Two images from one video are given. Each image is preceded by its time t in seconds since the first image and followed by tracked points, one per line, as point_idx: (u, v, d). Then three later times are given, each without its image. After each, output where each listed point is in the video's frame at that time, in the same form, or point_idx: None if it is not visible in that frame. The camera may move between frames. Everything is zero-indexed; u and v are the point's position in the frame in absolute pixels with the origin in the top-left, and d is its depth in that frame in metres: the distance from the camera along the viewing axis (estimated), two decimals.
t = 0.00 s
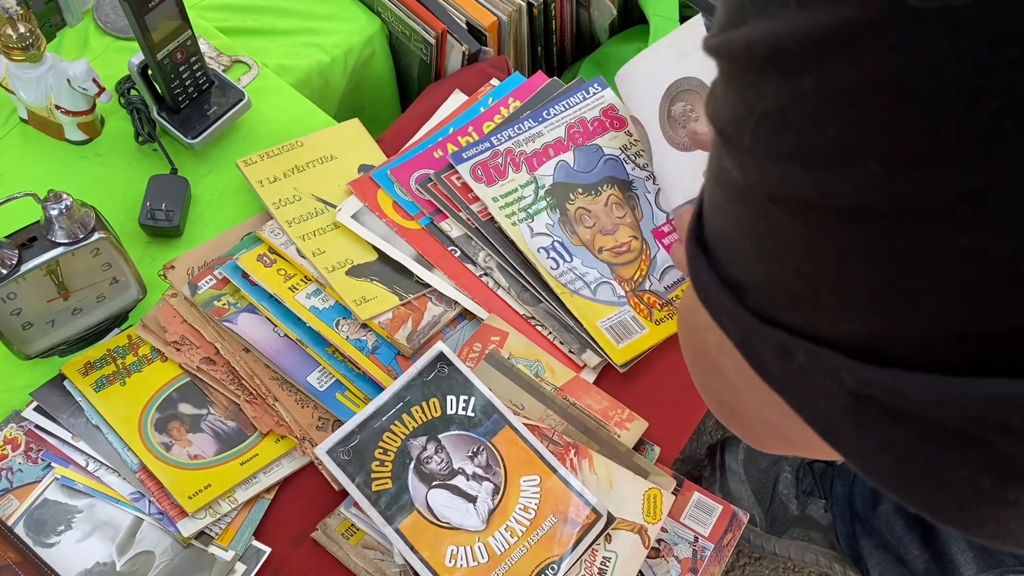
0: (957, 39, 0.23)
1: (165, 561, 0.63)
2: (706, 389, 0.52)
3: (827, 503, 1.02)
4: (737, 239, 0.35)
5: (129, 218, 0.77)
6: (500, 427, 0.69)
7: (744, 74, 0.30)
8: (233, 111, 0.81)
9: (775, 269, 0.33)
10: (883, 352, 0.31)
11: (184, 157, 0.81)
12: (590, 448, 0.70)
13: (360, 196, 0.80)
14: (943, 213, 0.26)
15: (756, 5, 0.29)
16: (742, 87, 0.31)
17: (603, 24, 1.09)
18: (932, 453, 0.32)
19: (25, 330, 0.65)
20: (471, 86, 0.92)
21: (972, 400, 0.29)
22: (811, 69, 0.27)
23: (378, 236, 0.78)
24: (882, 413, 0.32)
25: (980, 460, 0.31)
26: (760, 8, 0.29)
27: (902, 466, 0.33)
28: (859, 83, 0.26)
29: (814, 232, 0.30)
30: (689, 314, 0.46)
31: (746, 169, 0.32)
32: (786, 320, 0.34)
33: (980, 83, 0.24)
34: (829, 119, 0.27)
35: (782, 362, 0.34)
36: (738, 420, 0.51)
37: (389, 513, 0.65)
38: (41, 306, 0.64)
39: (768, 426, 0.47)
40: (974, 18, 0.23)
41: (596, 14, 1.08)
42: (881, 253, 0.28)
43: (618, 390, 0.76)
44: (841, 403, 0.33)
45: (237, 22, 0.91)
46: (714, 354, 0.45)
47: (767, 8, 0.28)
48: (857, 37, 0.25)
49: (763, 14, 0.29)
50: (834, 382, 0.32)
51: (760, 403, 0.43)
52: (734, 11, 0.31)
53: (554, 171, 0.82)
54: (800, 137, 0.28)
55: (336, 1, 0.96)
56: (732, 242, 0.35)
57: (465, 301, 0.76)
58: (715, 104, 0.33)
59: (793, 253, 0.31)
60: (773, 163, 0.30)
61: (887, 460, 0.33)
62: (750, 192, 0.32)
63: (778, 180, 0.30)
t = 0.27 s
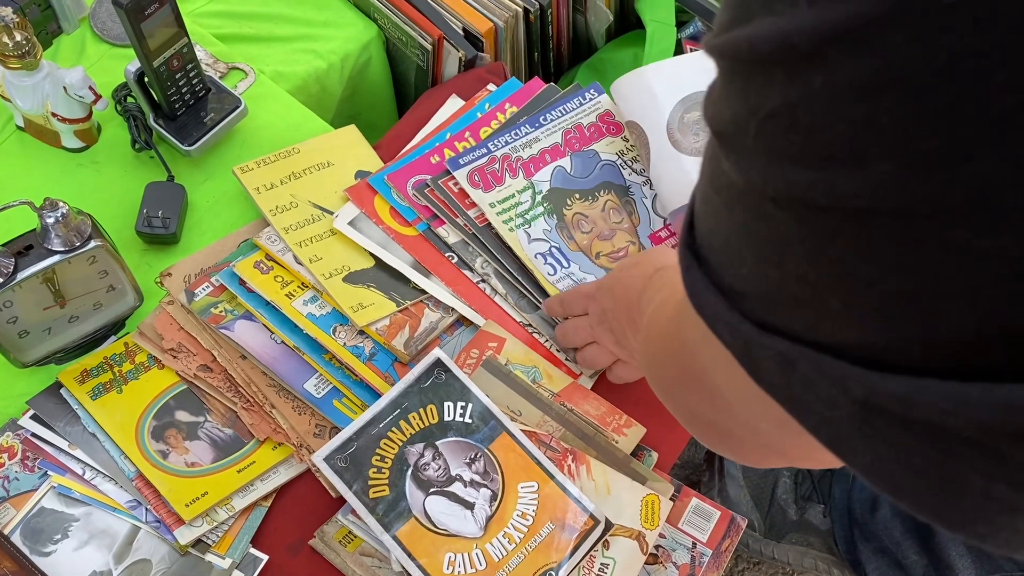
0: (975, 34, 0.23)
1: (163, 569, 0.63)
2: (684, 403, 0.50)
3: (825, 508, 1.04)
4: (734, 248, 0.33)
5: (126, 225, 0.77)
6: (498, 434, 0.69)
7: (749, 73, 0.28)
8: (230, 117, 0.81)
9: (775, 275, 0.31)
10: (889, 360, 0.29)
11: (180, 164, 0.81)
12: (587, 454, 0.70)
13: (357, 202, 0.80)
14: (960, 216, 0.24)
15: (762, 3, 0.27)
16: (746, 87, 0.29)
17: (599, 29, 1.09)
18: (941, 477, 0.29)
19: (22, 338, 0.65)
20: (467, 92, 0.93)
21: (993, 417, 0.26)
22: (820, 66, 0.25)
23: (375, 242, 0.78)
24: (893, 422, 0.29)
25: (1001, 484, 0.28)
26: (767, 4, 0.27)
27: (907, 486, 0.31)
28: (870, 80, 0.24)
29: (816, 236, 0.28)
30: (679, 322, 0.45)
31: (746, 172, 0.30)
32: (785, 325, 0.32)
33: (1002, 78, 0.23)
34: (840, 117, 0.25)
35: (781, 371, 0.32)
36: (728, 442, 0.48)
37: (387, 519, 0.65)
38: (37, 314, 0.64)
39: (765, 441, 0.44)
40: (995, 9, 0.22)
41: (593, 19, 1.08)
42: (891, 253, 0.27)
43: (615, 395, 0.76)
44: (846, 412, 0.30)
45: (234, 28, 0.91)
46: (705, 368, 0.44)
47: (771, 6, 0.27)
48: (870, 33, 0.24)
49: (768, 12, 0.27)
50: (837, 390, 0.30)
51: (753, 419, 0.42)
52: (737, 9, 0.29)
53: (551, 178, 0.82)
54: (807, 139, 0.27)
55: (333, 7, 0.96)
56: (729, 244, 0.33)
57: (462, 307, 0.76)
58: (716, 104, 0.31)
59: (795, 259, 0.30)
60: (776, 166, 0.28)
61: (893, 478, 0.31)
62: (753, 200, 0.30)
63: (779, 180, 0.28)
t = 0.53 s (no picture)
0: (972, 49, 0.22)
1: (160, 572, 0.63)
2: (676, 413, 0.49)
3: (824, 509, 1.04)
4: (730, 260, 0.32)
5: (123, 228, 0.77)
6: (495, 435, 0.69)
7: (746, 91, 0.28)
8: (227, 121, 0.82)
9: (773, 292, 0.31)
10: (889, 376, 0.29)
11: (177, 166, 0.81)
12: (585, 455, 0.70)
13: (354, 206, 0.81)
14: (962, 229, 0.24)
15: (758, 18, 0.27)
16: (745, 103, 0.28)
17: (596, 32, 1.10)
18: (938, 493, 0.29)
19: (20, 341, 0.65)
20: (464, 95, 0.93)
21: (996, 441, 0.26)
22: (820, 83, 0.25)
23: (372, 245, 0.78)
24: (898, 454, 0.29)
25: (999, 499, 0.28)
26: (763, 20, 0.27)
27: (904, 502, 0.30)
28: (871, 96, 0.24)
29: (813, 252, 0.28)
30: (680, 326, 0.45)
31: (743, 184, 0.30)
32: (788, 348, 0.31)
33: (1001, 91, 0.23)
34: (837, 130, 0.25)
35: (785, 401, 0.31)
36: (722, 453, 0.48)
37: (384, 521, 0.65)
38: (34, 316, 0.64)
39: (758, 457, 0.44)
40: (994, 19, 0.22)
41: (590, 21, 1.08)
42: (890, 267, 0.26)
43: (614, 394, 0.76)
44: (853, 444, 0.30)
45: (231, 32, 0.91)
46: (701, 375, 0.43)
47: (769, 21, 0.26)
48: (871, 49, 0.24)
49: (765, 28, 0.27)
50: (844, 423, 0.29)
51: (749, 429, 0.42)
52: (734, 23, 0.28)
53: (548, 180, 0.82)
54: (807, 153, 0.26)
55: (330, 10, 0.96)
56: (726, 262, 0.33)
57: (459, 310, 0.76)
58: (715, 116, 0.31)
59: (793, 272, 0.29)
60: (770, 180, 0.28)
61: (892, 494, 0.30)
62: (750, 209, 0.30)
63: (776, 196, 0.28)
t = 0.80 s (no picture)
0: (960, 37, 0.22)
1: (160, 571, 0.63)
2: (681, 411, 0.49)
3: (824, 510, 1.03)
4: (733, 261, 0.33)
5: (123, 228, 0.77)
6: (494, 435, 0.69)
7: (739, 84, 0.28)
8: (226, 122, 0.82)
9: (767, 293, 0.32)
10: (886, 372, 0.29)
11: (177, 167, 0.81)
12: (583, 454, 0.70)
13: (353, 207, 0.81)
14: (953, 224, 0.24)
15: (748, 9, 0.27)
16: (738, 97, 0.29)
17: (595, 33, 1.10)
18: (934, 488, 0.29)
19: (20, 341, 0.65)
20: (463, 96, 0.93)
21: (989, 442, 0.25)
22: (810, 76, 0.25)
23: (371, 245, 0.79)
24: (891, 456, 0.29)
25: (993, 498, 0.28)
26: (754, 11, 0.27)
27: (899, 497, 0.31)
28: (858, 86, 0.24)
29: (808, 251, 0.29)
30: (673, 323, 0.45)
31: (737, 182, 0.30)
32: (782, 346, 0.32)
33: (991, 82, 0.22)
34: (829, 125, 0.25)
35: (777, 402, 0.32)
36: (721, 452, 0.48)
37: (384, 520, 0.65)
38: (34, 316, 0.64)
39: (754, 459, 0.44)
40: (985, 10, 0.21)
41: (588, 23, 1.09)
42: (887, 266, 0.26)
43: (613, 395, 0.76)
44: (844, 445, 0.31)
45: (231, 33, 0.92)
46: (695, 380, 0.44)
47: (759, 12, 0.26)
48: (859, 37, 0.23)
49: (757, 18, 0.27)
50: (834, 423, 0.30)
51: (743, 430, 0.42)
52: (726, 18, 0.29)
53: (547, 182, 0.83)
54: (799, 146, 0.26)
55: (329, 12, 0.96)
56: (725, 268, 0.34)
57: (458, 310, 0.76)
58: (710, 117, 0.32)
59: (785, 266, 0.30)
60: (766, 175, 0.29)
61: (887, 491, 0.31)
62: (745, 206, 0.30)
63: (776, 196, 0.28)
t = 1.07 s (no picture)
0: (956, 30, 0.22)
1: (160, 570, 0.64)
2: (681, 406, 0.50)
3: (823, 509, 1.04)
4: (727, 261, 0.33)
5: (124, 229, 0.78)
6: (492, 435, 0.70)
7: (736, 80, 0.29)
8: (226, 123, 0.82)
9: (764, 288, 0.31)
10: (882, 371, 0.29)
11: (177, 169, 0.81)
12: (581, 454, 0.70)
13: (353, 207, 0.81)
14: (946, 218, 0.24)
15: (744, 4, 0.28)
16: (734, 94, 0.29)
17: (595, 35, 1.10)
18: (929, 488, 0.29)
19: (21, 341, 0.66)
20: (463, 97, 0.93)
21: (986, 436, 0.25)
22: (805, 69, 0.25)
23: (370, 246, 0.79)
24: (889, 457, 0.29)
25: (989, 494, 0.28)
26: (752, 8, 0.27)
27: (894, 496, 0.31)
28: (852, 79, 0.24)
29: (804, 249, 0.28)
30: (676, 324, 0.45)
31: (733, 177, 0.30)
32: (778, 344, 0.32)
33: (988, 72, 0.22)
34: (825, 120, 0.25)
35: (774, 401, 0.32)
36: (719, 452, 0.48)
37: (383, 519, 0.65)
38: (35, 317, 0.65)
39: (750, 460, 0.44)
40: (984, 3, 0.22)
41: (588, 25, 1.09)
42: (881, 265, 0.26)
43: (611, 396, 0.76)
44: (840, 444, 0.30)
45: (231, 35, 0.92)
46: (694, 376, 0.44)
47: (755, 8, 0.27)
48: (854, 29, 0.24)
49: (751, 14, 0.27)
50: (830, 422, 0.30)
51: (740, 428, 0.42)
52: (724, 15, 0.29)
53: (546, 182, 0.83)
54: (794, 141, 0.27)
55: (329, 13, 0.97)
56: (721, 265, 0.33)
57: (457, 310, 0.77)
58: (706, 116, 0.32)
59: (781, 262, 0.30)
60: (764, 171, 0.28)
61: (884, 491, 0.31)
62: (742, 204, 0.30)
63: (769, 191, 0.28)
